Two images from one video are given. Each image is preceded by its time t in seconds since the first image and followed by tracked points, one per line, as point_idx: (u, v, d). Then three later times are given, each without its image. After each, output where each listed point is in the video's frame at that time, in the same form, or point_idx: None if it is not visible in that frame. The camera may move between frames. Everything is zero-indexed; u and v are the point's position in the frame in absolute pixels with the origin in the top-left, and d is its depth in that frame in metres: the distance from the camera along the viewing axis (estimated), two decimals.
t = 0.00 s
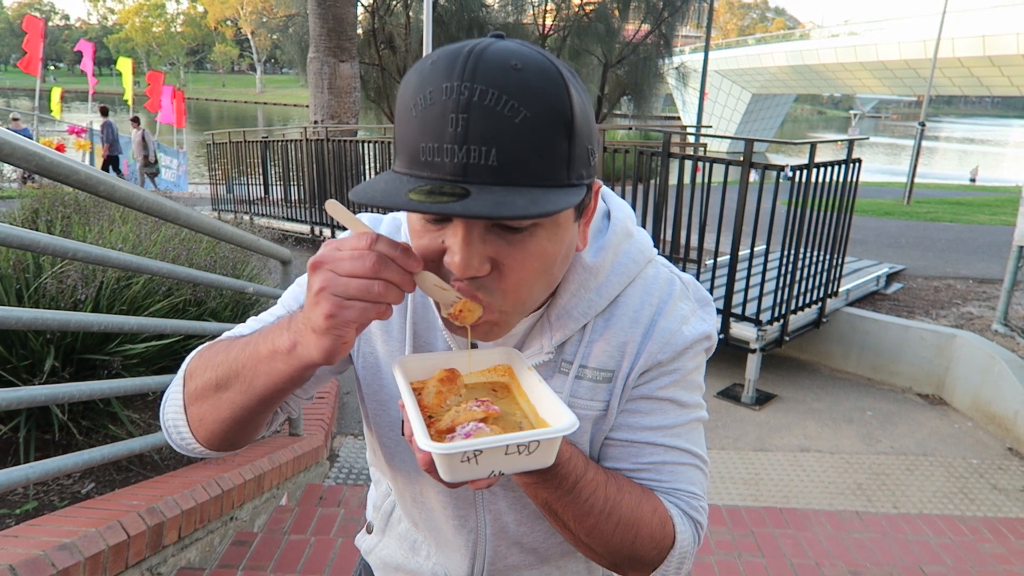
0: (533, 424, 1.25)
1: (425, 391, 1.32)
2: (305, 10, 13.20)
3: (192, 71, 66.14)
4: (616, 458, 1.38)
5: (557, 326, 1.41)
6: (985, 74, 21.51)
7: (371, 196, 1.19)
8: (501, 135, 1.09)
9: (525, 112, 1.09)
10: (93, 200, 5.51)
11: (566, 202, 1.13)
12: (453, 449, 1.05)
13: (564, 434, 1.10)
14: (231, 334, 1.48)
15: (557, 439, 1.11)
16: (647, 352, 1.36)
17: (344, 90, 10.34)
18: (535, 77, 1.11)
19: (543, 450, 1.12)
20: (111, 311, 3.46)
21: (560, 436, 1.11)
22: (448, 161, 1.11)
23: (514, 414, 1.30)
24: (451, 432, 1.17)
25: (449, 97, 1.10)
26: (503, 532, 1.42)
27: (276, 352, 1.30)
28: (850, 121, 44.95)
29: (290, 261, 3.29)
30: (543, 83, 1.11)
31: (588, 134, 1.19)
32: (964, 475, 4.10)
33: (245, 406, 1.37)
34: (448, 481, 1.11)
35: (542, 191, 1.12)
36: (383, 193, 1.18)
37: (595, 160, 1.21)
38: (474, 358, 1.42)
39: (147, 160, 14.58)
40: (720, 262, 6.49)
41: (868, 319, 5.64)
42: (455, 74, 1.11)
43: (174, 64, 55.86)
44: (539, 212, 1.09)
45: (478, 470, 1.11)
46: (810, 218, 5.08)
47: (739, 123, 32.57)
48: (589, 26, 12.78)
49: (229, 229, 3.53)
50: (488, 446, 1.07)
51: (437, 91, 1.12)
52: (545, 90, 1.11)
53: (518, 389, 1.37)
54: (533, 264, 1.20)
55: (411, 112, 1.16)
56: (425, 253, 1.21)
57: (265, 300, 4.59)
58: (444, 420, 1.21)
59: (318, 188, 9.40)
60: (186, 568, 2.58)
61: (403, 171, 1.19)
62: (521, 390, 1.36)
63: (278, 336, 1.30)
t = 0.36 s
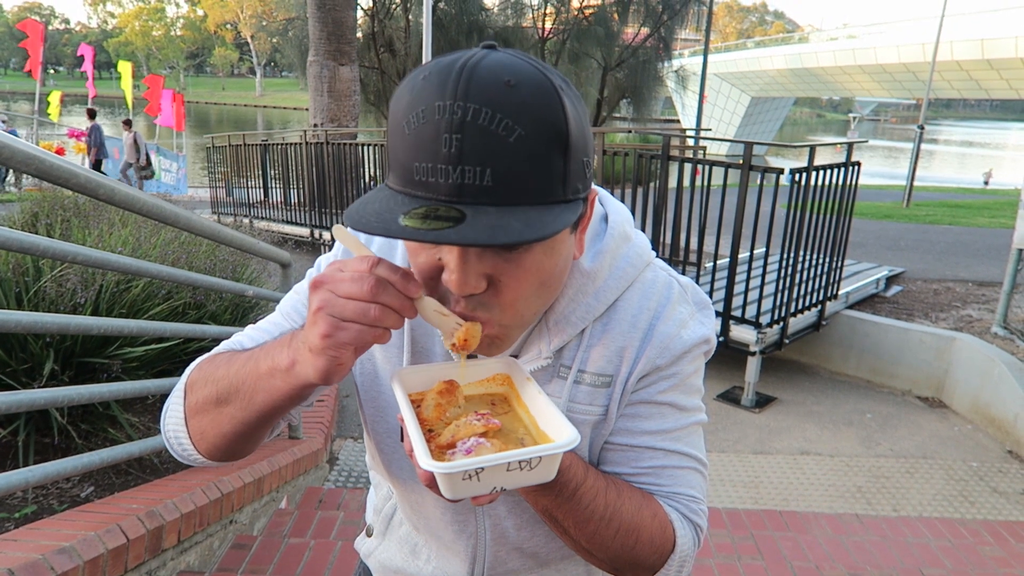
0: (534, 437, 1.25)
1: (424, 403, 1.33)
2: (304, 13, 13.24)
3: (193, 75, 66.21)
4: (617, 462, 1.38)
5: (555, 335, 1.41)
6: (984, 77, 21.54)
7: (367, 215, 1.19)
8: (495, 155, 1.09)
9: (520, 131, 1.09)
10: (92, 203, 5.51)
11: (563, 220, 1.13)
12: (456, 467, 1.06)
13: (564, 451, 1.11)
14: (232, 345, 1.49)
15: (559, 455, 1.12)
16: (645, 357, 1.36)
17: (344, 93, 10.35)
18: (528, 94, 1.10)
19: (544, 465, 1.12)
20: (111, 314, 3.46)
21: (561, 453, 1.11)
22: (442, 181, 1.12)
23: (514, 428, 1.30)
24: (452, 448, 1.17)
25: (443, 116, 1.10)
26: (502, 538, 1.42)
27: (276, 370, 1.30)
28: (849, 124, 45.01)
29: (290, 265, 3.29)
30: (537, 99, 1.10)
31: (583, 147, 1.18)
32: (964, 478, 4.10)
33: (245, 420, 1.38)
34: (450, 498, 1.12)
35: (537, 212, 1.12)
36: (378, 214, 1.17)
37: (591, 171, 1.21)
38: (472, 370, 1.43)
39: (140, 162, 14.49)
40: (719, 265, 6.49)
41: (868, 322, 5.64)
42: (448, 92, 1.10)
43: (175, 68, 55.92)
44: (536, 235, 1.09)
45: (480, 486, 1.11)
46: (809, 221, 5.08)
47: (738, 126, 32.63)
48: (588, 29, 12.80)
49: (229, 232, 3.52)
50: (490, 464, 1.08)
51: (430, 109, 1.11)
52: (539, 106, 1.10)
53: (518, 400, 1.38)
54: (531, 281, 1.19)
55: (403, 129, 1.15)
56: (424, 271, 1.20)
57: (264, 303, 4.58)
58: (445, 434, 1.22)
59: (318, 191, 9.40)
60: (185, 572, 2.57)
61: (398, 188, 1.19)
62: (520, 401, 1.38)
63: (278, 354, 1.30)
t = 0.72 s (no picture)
0: (530, 457, 1.26)
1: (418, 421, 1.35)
2: (304, 14, 13.25)
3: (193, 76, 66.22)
4: (617, 466, 1.38)
5: (556, 338, 1.38)
6: (983, 78, 21.54)
7: (369, 212, 1.19)
8: (496, 152, 1.09)
9: (520, 127, 1.09)
10: (92, 204, 5.51)
11: (564, 216, 1.13)
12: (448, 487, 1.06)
13: (559, 471, 1.11)
14: (230, 362, 1.48)
15: (553, 475, 1.12)
16: (646, 361, 1.35)
17: (344, 94, 10.34)
18: (527, 91, 1.10)
19: (539, 484, 1.12)
20: (110, 315, 3.46)
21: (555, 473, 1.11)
22: (443, 178, 1.12)
23: (512, 448, 1.30)
24: (446, 465, 1.19)
25: (443, 113, 1.10)
26: (502, 540, 1.42)
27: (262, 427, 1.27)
28: (849, 125, 45.05)
29: (289, 265, 3.29)
30: (537, 95, 1.10)
31: (584, 143, 1.18)
32: (964, 479, 4.10)
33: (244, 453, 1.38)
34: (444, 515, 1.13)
35: (538, 208, 1.12)
36: (378, 211, 1.18)
37: (592, 167, 1.21)
38: (467, 384, 1.44)
39: (125, 164, 14.29)
40: (719, 266, 6.49)
41: (867, 323, 5.64)
42: (448, 89, 1.10)
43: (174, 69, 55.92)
44: (538, 231, 1.09)
45: (475, 505, 1.12)
46: (808, 222, 5.07)
47: (737, 127, 32.68)
48: (587, 31, 12.81)
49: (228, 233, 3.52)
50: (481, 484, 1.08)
51: (431, 105, 1.12)
52: (540, 101, 1.10)
53: (513, 417, 1.38)
54: (533, 278, 1.18)
55: (403, 126, 1.16)
56: (425, 270, 1.20)
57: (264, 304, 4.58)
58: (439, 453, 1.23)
59: (317, 192, 9.39)
60: (185, 573, 2.57)
61: (398, 185, 1.20)
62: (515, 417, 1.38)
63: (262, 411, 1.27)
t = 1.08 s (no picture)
0: (546, 493, 1.24)
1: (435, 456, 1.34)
2: (309, 20, 13.31)
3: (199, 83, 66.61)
4: (625, 440, 1.39)
5: (573, 282, 1.46)
6: (989, 79, 21.46)
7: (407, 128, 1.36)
8: (513, 57, 1.26)
9: (530, 39, 1.27)
10: (99, 210, 5.54)
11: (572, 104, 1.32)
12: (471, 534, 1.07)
13: (575, 513, 1.14)
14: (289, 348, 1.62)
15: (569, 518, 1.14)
16: (660, 332, 1.39)
17: (349, 100, 10.37)
18: (535, 16, 1.29)
19: (556, 526, 1.14)
20: (119, 320, 3.48)
21: (571, 515, 1.14)
22: (471, 81, 1.27)
23: (528, 482, 1.29)
24: (465, 506, 1.18)
25: (469, 33, 1.27)
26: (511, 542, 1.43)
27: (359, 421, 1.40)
28: (854, 127, 44.95)
29: (296, 271, 3.31)
30: (542, 21, 1.29)
31: (579, 69, 1.37)
32: (973, 481, 4.08)
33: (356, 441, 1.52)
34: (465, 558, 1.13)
35: (553, 95, 1.30)
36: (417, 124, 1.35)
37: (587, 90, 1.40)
38: (479, 419, 1.43)
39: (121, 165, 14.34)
40: (724, 270, 6.48)
41: (874, 325, 5.62)
42: (471, 19, 1.28)
43: (180, 76, 56.20)
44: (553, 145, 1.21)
45: (494, 546, 1.12)
46: (814, 224, 5.06)
47: (742, 130, 32.65)
48: (592, 35, 12.82)
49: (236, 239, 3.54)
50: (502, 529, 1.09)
51: (457, 34, 1.29)
52: (545, 24, 1.29)
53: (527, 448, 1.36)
54: (553, 172, 1.35)
55: (434, 57, 1.33)
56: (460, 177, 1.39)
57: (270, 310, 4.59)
58: (458, 493, 1.22)
59: (323, 197, 9.42)
60: None
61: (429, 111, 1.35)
62: (531, 449, 1.36)
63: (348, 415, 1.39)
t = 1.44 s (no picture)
0: (553, 496, 1.25)
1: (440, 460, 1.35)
2: (310, 21, 13.32)
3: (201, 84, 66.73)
4: (627, 439, 1.39)
5: (575, 282, 1.46)
6: (988, 80, 21.47)
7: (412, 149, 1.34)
8: (520, 72, 1.25)
9: (536, 53, 1.25)
10: (99, 211, 5.55)
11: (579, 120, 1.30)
12: (480, 538, 1.07)
13: (585, 518, 1.14)
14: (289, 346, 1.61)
15: (577, 522, 1.14)
16: (662, 331, 1.39)
17: (349, 100, 10.38)
18: (539, 30, 1.26)
19: (563, 532, 1.15)
20: (119, 320, 3.48)
21: (581, 519, 1.14)
22: (478, 99, 1.26)
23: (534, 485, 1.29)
24: (472, 511, 1.19)
25: (473, 49, 1.26)
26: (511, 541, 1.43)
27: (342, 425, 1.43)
28: (854, 128, 44.98)
29: (296, 271, 3.30)
30: (547, 32, 1.27)
31: (584, 76, 1.35)
32: (973, 482, 4.08)
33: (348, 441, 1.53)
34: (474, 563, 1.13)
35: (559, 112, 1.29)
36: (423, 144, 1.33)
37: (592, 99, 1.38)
38: (482, 423, 1.43)
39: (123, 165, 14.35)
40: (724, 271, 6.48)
41: (874, 326, 5.63)
42: (475, 33, 1.27)
43: (182, 77, 56.29)
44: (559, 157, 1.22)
45: (503, 552, 1.12)
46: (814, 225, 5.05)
47: (742, 131, 32.71)
48: (592, 35, 12.83)
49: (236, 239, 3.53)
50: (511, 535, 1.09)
51: (461, 49, 1.27)
52: (549, 36, 1.27)
53: (532, 451, 1.37)
54: (562, 187, 1.36)
55: (437, 71, 1.31)
56: (466, 192, 1.39)
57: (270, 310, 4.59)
58: (465, 498, 1.22)
59: (323, 198, 9.43)
60: None
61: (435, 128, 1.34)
62: (535, 452, 1.36)
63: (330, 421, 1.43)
